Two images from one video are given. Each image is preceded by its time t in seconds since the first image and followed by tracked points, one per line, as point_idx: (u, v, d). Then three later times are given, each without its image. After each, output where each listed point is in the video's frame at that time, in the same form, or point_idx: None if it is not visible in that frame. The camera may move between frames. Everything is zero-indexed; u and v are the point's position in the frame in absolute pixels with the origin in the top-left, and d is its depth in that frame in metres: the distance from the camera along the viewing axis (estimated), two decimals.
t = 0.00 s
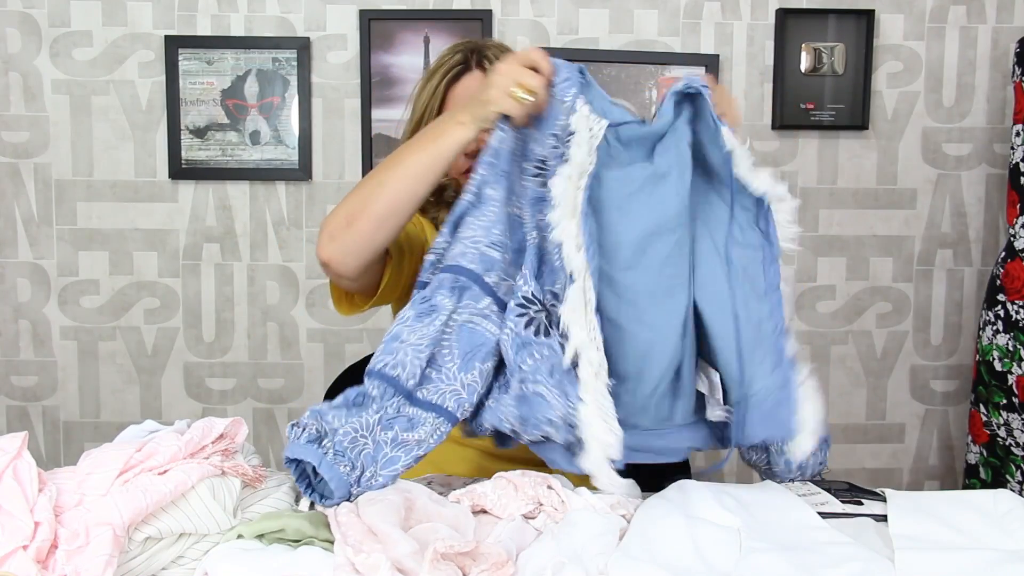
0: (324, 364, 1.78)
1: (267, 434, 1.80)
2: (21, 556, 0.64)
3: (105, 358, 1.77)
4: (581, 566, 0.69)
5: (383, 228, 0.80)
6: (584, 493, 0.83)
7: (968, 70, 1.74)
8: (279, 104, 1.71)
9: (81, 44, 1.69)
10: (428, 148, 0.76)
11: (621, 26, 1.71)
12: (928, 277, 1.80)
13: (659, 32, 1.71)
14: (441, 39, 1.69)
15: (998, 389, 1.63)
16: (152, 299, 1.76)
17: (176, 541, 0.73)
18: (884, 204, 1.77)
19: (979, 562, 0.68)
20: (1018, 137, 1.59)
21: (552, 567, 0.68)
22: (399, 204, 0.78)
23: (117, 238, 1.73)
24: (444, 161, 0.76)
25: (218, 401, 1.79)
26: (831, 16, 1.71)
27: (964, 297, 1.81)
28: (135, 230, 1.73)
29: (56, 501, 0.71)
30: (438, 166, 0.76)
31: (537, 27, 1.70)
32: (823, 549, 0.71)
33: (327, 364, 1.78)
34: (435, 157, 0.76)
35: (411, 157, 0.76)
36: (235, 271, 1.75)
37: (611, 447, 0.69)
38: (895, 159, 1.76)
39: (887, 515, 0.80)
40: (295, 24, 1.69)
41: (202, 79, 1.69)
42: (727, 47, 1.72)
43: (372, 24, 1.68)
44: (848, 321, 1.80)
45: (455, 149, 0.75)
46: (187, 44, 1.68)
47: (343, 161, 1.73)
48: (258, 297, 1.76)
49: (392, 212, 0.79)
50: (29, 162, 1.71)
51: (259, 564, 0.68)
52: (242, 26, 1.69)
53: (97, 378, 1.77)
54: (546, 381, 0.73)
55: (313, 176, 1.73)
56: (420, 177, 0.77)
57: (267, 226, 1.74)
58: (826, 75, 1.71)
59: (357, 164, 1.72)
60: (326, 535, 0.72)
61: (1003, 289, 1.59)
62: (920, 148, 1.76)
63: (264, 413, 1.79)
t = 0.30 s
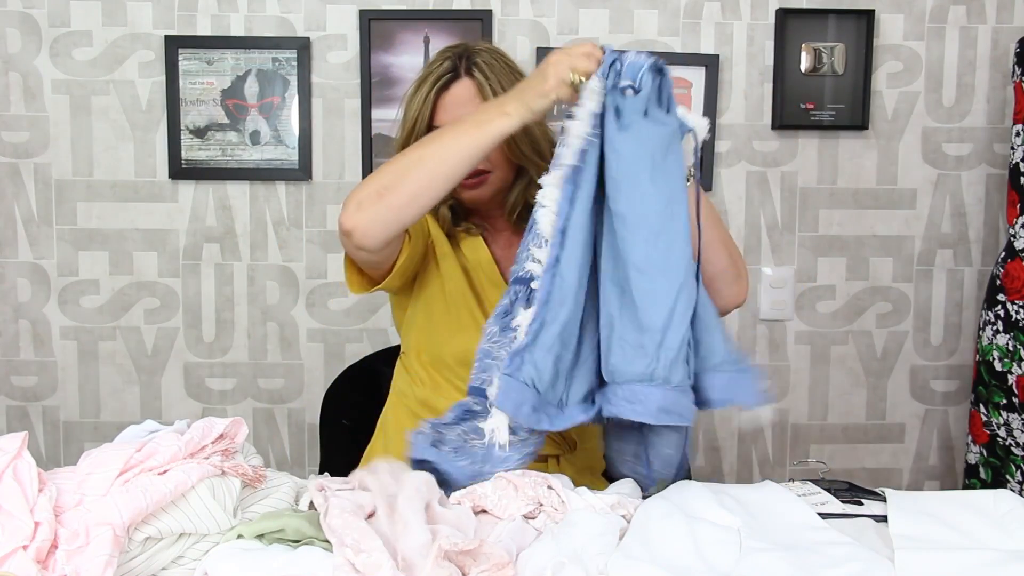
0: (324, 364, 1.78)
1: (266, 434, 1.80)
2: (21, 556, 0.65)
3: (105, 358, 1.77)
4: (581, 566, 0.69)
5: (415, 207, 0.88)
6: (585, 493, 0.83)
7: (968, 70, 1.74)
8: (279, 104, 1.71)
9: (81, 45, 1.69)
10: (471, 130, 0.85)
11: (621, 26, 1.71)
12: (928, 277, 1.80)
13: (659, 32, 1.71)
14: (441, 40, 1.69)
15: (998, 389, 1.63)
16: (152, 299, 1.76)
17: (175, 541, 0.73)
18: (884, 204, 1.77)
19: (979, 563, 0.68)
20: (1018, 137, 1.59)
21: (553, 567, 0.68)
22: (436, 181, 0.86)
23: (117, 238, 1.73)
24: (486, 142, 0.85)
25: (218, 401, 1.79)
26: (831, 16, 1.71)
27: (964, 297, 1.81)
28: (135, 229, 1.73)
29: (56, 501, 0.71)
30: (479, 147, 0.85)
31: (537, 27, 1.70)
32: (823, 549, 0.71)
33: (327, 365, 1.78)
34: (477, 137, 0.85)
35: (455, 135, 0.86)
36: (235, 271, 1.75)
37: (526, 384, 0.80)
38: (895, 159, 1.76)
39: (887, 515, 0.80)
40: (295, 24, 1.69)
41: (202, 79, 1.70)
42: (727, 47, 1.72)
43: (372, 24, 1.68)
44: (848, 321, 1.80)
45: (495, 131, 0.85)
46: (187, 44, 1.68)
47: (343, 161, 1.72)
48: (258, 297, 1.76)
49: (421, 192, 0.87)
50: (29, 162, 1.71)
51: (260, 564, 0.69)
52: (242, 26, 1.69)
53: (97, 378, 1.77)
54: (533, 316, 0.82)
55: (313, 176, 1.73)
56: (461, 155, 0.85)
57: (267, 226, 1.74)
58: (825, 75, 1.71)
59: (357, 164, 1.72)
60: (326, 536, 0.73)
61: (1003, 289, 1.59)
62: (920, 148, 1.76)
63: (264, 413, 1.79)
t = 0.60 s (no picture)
0: (324, 364, 1.78)
1: (266, 434, 1.80)
2: (21, 556, 0.65)
3: (105, 358, 1.77)
4: (581, 566, 0.69)
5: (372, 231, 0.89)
6: (584, 493, 0.83)
7: (968, 70, 1.74)
8: (279, 104, 1.71)
9: (81, 45, 1.69)
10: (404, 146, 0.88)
11: (621, 26, 1.71)
12: (928, 277, 1.80)
13: (659, 32, 1.71)
14: (441, 40, 1.69)
15: (998, 389, 1.63)
16: (152, 299, 1.76)
17: (175, 541, 0.73)
18: (884, 204, 1.77)
19: (980, 563, 0.68)
20: (1018, 136, 1.59)
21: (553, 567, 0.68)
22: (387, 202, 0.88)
23: (117, 238, 1.73)
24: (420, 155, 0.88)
25: (218, 401, 1.79)
26: (831, 16, 1.71)
27: (964, 297, 1.80)
28: (135, 229, 1.73)
29: (56, 501, 0.71)
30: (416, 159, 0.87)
31: (537, 27, 1.70)
32: (824, 548, 0.71)
33: (327, 364, 1.78)
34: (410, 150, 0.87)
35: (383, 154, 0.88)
36: (235, 271, 1.75)
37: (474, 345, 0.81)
38: (895, 159, 1.76)
39: (887, 514, 0.80)
40: (295, 24, 1.69)
41: (202, 79, 1.69)
42: (727, 47, 1.72)
43: (372, 24, 1.68)
44: (848, 321, 1.80)
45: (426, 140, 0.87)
46: (186, 44, 1.68)
47: (343, 161, 1.73)
48: (258, 297, 1.76)
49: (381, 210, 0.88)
50: (29, 162, 1.71)
51: (260, 564, 0.69)
52: (242, 26, 1.69)
53: (97, 378, 1.77)
54: (487, 276, 0.82)
55: (313, 176, 1.73)
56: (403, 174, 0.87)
57: (267, 226, 1.74)
58: (826, 75, 1.71)
59: (357, 163, 1.72)
60: (326, 536, 0.74)
61: (1003, 289, 1.59)
62: (920, 148, 1.76)
63: (264, 413, 1.79)
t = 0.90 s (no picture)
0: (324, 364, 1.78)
1: (267, 434, 1.80)
2: (22, 556, 0.65)
3: (105, 358, 1.77)
4: (581, 566, 0.69)
5: (340, 357, 1.05)
6: (585, 493, 0.83)
7: (968, 70, 1.74)
8: (279, 104, 1.71)
9: (81, 45, 1.69)
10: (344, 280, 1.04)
11: (621, 26, 1.71)
12: (928, 277, 1.80)
13: (659, 32, 1.71)
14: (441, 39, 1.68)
15: (998, 389, 1.63)
16: (152, 299, 1.76)
17: (175, 541, 0.73)
18: (884, 204, 1.77)
19: (980, 563, 0.68)
20: (1018, 137, 1.59)
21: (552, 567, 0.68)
22: (349, 328, 1.05)
23: (117, 238, 1.73)
24: (361, 284, 1.04)
25: (218, 401, 1.79)
26: (831, 16, 1.71)
27: (964, 297, 1.81)
28: (135, 230, 1.73)
29: (56, 501, 0.71)
30: (361, 284, 1.04)
31: (537, 27, 1.70)
32: (823, 548, 0.71)
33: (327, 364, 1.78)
34: (352, 280, 1.04)
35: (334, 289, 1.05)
36: (235, 271, 1.75)
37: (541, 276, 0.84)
38: (895, 159, 1.76)
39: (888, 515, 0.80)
40: (295, 24, 1.69)
41: (202, 79, 1.69)
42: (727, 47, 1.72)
43: (372, 24, 1.68)
44: (848, 321, 1.80)
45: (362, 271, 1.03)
46: (186, 44, 1.68)
47: (343, 161, 1.73)
48: (258, 297, 1.76)
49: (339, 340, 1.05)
50: (29, 162, 1.71)
51: (259, 564, 0.69)
52: (242, 26, 1.69)
53: (97, 378, 1.77)
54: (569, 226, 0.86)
55: (313, 176, 1.73)
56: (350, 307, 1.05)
57: (267, 226, 1.74)
58: (826, 75, 1.71)
59: (357, 163, 1.72)
60: (326, 536, 0.74)
61: (1003, 289, 1.59)
62: (920, 148, 1.76)
63: (264, 413, 1.79)
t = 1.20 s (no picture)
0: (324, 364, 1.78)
1: (267, 434, 1.80)
2: (22, 556, 0.65)
3: (105, 358, 1.77)
4: (581, 566, 0.69)
5: (392, 400, 1.14)
6: (585, 492, 0.83)
7: (968, 70, 1.74)
8: (279, 104, 1.71)
9: (81, 45, 1.69)
10: (395, 328, 1.13)
11: (621, 26, 1.71)
12: (928, 277, 1.80)
13: (659, 32, 1.71)
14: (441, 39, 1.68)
15: (998, 389, 1.63)
16: (152, 299, 1.76)
17: (175, 541, 0.73)
18: (884, 204, 1.77)
19: (979, 563, 0.68)
20: (1018, 137, 1.59)
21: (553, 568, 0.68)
22: (399, 369, 1.13)
23: (117, 238, 1.73)
24: (415, 326, 1.13)
25: (218, 401, 1.79)
26: (831, 16, 1.71)
27: (964, 297, 1.81)
28: (135, 230, 1.73)
29: (56, 501, 0.71)
30: (411, 328, 1.13)
31: (537, 27, 1.70)
32: (824, 548, 0.71)
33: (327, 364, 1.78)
34: (404, 326, 1.12)
35: (383, 338, 1.13)
36: (235, 271, 1.75)
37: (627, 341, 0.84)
38: (896, 159, 1.76)
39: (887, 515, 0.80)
40: (295, 24, 1.69)
41: (202, 79, 1.69)
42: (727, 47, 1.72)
43: (372, 24, 1.68)
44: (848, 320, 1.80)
45: (413, 317, 1.13)
46: (186, 44, 1.68)
47: (343, 161, 1.73)
48: (258, 297, 1.76)
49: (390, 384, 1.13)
50: (29, 162, 1.71)
51: (259, 564, 0.69)
52: (242, 26, 1.69)
53: (97, 378, 1.77)
54: (636, 278, 0.85)
55: (313, 176, 1.73)
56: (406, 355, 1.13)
57: (267, 226, 1.74)
58: (826, 75, 1.71)
59: (357, 163, 1.72)
60: (326, 536, 0.74)
61: (1003, 289, 1.60)
62: (920, 148, 1.76)
63: (264, 413, 1.79)
